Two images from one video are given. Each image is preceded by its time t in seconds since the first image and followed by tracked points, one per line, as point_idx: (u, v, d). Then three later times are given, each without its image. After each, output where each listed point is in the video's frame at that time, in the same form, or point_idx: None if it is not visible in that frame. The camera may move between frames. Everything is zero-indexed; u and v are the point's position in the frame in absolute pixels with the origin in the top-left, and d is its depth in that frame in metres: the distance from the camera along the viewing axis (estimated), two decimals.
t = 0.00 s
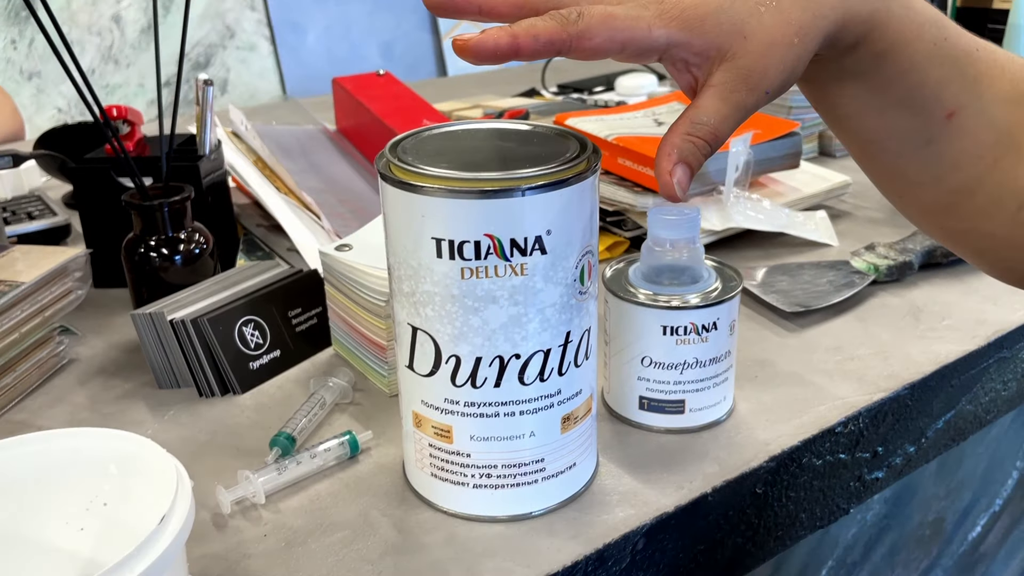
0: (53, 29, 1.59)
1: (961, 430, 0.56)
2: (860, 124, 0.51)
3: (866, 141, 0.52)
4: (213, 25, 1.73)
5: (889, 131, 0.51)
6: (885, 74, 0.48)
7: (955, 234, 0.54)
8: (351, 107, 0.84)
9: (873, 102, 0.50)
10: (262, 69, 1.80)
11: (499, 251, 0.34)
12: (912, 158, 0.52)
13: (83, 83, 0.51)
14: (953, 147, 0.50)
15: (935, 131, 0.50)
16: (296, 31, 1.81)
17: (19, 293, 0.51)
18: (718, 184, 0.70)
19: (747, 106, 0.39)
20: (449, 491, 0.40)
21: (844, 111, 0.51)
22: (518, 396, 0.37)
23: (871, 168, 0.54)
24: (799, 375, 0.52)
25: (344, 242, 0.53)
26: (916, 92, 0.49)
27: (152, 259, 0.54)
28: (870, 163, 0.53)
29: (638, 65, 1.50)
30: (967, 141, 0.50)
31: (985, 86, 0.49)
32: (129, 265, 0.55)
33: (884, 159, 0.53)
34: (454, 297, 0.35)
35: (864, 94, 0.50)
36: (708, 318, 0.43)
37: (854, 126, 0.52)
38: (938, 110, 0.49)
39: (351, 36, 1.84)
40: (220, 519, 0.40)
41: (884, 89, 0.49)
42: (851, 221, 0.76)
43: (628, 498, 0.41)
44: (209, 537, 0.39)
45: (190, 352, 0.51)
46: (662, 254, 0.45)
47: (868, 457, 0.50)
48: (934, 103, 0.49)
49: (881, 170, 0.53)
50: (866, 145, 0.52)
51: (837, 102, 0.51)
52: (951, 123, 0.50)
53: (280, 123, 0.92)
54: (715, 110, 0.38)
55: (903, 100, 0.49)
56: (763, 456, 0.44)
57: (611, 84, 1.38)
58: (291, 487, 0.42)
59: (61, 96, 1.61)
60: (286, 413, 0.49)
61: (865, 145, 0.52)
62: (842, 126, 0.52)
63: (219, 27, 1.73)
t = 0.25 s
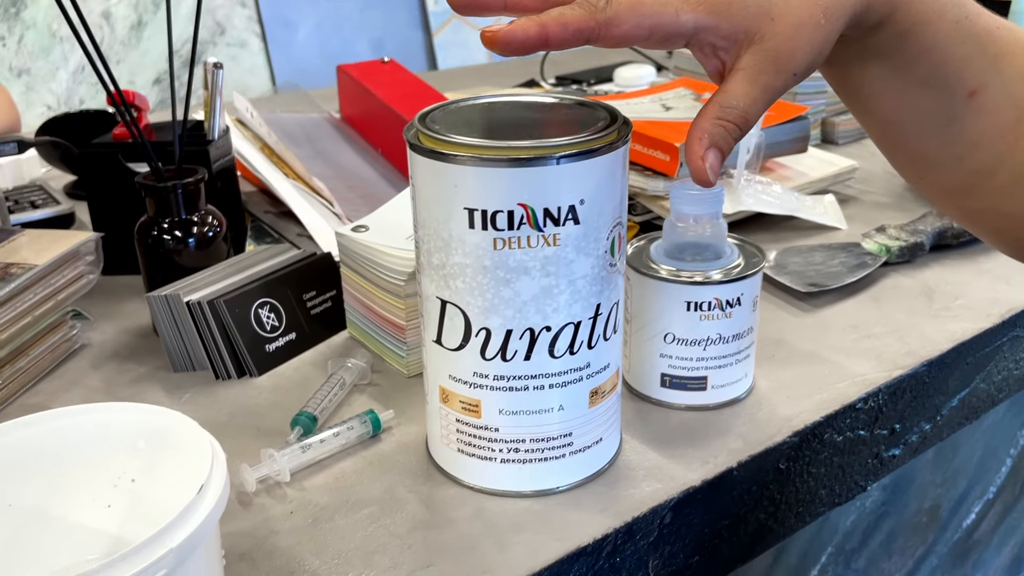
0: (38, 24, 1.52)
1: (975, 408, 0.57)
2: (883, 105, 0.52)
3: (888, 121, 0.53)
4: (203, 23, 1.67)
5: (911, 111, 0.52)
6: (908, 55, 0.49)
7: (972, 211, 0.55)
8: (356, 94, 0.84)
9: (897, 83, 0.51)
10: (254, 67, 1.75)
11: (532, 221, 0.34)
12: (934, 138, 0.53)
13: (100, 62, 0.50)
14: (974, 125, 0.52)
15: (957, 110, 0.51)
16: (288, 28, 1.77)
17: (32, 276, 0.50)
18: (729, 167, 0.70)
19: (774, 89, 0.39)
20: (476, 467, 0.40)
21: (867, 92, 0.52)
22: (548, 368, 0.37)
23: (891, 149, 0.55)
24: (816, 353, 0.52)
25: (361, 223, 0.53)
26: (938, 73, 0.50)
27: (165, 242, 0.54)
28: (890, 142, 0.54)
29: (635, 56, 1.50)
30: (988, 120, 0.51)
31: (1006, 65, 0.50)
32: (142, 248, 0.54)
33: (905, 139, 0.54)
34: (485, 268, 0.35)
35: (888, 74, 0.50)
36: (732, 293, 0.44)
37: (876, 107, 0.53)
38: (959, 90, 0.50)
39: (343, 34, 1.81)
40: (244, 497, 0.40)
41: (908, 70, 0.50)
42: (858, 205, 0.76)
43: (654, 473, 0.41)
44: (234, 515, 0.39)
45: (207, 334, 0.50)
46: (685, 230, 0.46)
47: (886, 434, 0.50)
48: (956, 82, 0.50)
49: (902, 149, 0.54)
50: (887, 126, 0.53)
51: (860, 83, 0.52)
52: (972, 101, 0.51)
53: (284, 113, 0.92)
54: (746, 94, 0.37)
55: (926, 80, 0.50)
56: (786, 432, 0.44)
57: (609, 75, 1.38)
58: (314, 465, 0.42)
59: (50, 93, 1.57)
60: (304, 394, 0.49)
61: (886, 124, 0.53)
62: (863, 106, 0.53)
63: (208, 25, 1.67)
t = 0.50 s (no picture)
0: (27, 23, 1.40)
1: (969, 385, 0.58)
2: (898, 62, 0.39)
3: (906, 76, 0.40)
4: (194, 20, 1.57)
5: (920, 62, 0.39)
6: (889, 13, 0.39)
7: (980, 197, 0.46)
8: (355, 83, 0.84)
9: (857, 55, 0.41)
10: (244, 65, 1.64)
11: (542, 190, 0.34)
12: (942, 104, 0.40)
13: (110, 47, 0.51)
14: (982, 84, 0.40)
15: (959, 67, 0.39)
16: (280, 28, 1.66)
17: (39, 258, 0.51)
18: (725, 152, 0.71)
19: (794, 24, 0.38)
20: (485, 437, 0.40)
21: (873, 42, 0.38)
22: (556, 338, 0.38)
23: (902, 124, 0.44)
24: (814, 329, 0.53)
25: (365, 205, 0.54)
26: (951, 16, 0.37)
27: (172, 225, 0.54)
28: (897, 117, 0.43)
29: (628, 50, 1.51)
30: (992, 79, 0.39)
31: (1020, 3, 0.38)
32: (149, 231, 0.55)
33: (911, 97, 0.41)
34: (496, 238, 0.36)
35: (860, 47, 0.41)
36: (734, 267, 0.44)
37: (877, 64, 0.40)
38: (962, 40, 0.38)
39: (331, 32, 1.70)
40: (257, 469, 0.41)
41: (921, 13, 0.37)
42: (851, 190, 0.77)
43: (660, 442, 0.42)
44: (248, 486, 0.40)
45: (214, 314, 0.51)
46: (688, 206, 0.46)
47: (884, 408, 0.51)
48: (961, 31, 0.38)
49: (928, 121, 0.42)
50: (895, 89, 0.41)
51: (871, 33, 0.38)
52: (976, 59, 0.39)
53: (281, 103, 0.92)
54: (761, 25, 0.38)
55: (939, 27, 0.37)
56: (787, 403, 0.45)
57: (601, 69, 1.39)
58: (325, 439, 0.43)
59: (40, 93, 1.44)
60: (312, 373, 0.50)
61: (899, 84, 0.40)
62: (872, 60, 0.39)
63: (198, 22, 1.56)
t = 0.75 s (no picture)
0: (16, 27, 1.40)
1: (952, 374, 0.59)
2: None
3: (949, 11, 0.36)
4: (184, 24, 1.57)
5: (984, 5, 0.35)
6: None
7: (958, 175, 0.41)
8: (346, 83, 0.85)
9: None
10: (234, 70, 1.63)
11: (530, 180, 0.35)
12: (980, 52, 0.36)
13: (104, 45, 0.52)
14: None
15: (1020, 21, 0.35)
16: (268, 33, 1.66)
17: (35, 254, 0.51)
18: (712, 148, 0.72)
19: None
20: (477, 424, 0.41)
21: None
22: (546, 325, 0.39)
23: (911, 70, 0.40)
24: (799, 320, 0.54)
25: (357, 200, 0.55)
26: None
27: (166, 221, 0.55)
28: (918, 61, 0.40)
29: (616, 53, 1.52)
30: None
31: None
32: (143, 227, 0.55)
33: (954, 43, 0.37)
34: (486, 228, 0.36)
35: None
36: (720, 258, 0.45)
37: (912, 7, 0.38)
38: None
39: (321, 36, 1.71)
40: (253, 457, 0.41)
41: None
42: (836, 186, 0.78)
43: (649, 428, 0.43)
44: (244, 474, 0.40)
45: (209, 309, 0.51)
46: (674, 199, 0.47)
47: (868, 396, 0.52)
48: None
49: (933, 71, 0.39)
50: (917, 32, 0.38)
51: None
52: None
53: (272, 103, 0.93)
54: None
55: None
56: (773, 390, 0.46)
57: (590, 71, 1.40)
58: (320, 428, 0.43)
59: (30, 97, 1.44)
60: (306, 365, 0.51)
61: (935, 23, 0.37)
62: None
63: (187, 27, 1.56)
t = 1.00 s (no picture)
0: (6, 39, 1.39)
1: (937, 373, 0.60)
2: (889, 82, 0.43)
3: (881, 100, 0.43)
4: (173, 37, 1.58)
5: (905, 88, 0.42)
6: (899, 27, 0.41)
7: (982, 208, 0.45)
8: (337, 91, 0.85)
9: (888, 56, 0.42)
10: (224, 81, 1.64)
11: (521, 179, 0.36)
12: (923, 117, 0.43)
13: (98, 51, 0.52)
14: (963, 105, 0.42)
15: (941, 87, 0.42)
16: (259, 44, 1.66)
17: (28, 258, 0.52)
18: (700, 153, 0.73)
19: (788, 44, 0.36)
20: (470, 421, 0.42)
21: (858, 71, 0.43)
22: (537, 322, 0.39)
23: (880, 133, 0.45)
24: (786, 319, 0.55)
25: (349, 204, 0.55)
26: (922, 44, 0.41)
27: (159, 225, 0.55)
28: (901, 122, 0.44)
29: (605, 62, 1.54)
30: (975, 101, 0.42)
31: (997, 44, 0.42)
32: (136, 231, 0.56)
33: (891, 116, 0.44)
34: (478, 226, 0.37)
35: (888, 47, 0.42)
36: (707, 257, 0.46)
37: (868, 85, 0.43)
38: (944, 65, 0.42)
39: (312, 47, 1.72)
40: (247, 456, 0.42)
41: (897, 37, 0.41)
42: (822, 190, 0.80)
43: (639, 425, 0.43)
44: (238, 472, 0.41)
45: (202, 311, 0.52)
46: (662, 199, 0.48)
47: (855, 393, 0.53)
48: (941, 56, 0.42)
49: (916, 123, 0.43)
50: (876, 106, 0.44)
51: (848, 58, 0.43)
52: (960, 82, 0.42)
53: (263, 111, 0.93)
54: (750, 36, 0.35)
55: (917, 52, 0.41)
56: (761, 387, 0.47)
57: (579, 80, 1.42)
58: (313, 427, 0.44)
59: (21, 109, 1.42)
60: (299, 366, 0.51)
61: (877, 101, 0.44)
62: (853, 91, 0.44)
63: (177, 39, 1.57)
